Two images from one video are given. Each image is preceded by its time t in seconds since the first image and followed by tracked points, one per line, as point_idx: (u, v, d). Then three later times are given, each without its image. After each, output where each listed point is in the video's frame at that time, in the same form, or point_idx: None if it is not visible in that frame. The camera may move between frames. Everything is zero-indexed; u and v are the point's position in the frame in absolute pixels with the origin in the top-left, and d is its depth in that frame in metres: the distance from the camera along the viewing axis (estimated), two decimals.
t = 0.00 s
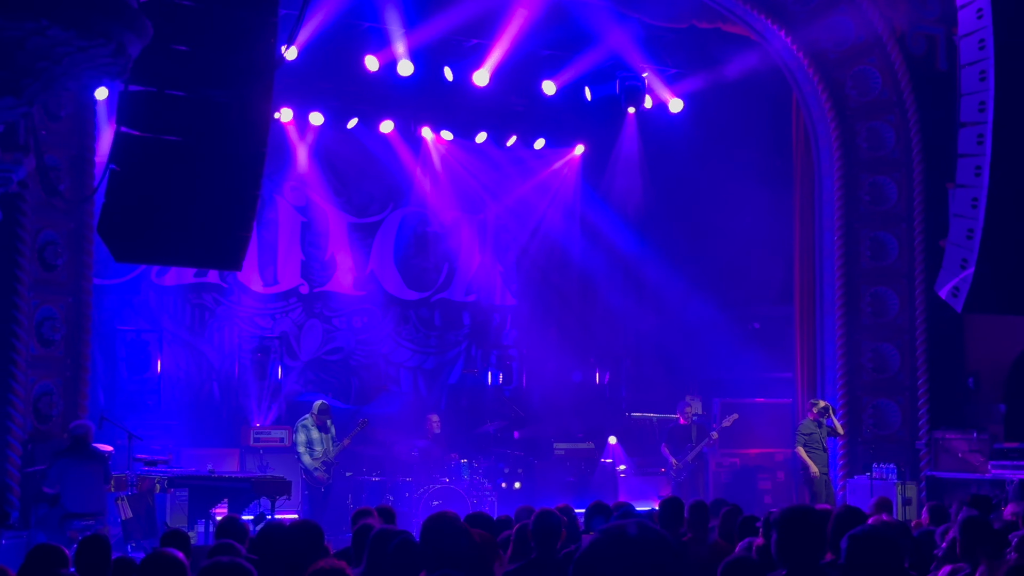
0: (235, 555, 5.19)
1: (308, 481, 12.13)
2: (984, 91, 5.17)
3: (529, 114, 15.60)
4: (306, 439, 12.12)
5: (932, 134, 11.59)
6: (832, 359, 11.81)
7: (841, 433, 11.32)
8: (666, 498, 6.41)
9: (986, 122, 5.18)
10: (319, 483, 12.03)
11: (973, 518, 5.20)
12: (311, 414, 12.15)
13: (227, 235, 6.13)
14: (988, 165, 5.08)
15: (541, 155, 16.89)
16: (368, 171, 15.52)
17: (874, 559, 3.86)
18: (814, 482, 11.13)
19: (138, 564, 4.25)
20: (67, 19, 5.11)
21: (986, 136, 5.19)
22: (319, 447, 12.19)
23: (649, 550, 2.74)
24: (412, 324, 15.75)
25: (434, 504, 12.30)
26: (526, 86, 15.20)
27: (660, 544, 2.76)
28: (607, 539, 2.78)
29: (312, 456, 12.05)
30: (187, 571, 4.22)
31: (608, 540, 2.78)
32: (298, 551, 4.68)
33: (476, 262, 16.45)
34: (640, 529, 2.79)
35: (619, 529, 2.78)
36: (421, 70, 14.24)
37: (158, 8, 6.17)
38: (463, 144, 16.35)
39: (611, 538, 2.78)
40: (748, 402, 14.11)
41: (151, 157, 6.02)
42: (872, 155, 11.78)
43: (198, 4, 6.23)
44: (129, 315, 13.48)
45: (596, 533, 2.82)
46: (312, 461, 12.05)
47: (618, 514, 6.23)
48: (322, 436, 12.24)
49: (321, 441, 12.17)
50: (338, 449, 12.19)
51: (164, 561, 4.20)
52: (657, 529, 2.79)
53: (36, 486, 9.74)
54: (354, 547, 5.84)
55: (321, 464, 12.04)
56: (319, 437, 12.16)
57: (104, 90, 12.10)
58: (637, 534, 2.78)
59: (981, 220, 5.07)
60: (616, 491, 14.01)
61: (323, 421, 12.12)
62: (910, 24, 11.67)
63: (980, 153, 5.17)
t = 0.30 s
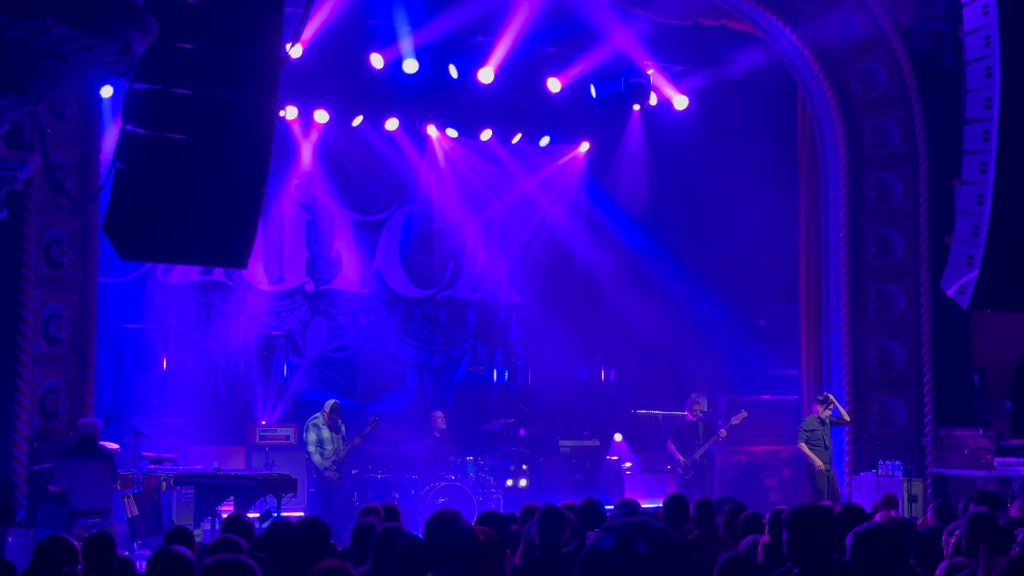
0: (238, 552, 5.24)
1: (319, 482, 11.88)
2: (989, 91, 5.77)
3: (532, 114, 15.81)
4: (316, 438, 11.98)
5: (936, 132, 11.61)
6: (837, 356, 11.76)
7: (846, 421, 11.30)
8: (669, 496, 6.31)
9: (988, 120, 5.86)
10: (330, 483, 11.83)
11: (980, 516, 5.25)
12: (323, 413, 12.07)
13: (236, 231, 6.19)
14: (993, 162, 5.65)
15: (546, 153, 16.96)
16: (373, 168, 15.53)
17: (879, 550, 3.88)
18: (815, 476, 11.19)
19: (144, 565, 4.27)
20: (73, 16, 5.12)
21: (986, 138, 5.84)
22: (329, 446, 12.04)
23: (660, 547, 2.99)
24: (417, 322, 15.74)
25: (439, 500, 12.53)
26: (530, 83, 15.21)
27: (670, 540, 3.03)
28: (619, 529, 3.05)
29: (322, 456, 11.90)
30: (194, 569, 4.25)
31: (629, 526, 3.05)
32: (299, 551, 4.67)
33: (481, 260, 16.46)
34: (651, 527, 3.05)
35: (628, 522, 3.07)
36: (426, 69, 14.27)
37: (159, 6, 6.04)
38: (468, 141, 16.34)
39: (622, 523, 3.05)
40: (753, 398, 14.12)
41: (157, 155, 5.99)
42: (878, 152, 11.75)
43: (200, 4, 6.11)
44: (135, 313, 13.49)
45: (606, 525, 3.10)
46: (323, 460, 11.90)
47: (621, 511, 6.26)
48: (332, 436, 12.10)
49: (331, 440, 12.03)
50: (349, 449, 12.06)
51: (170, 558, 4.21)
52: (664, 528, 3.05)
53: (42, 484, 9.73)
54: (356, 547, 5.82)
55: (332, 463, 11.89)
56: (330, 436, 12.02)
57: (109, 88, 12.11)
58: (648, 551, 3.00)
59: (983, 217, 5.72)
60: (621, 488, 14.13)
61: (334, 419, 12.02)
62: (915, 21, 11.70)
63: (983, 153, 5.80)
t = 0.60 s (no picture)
0: (241, 548, 5.25)
1: (331, 477, 12.03)
2: (993, 84, 5.95)
3: (538, 107, 15.59)
4: (328, 434, 12.06)
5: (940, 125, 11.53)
6: (841, 350, 11.76)
7: (848, 418, 11.31)
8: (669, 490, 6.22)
9: (992, 114, 6.02)
10: (340, 480, 11.97)
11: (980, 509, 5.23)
12: (335, 410, 12.08)
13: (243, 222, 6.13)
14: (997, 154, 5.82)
15: (550, 149, 16.94)
16: (377, 163, 15.51)
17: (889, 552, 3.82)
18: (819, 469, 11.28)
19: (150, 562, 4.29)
20: (75, 10, 5.12)
21: (989, 133, 6.05)
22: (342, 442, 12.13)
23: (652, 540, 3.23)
24: (422, 316, 15.76)
25: (444, 495, 12.43)
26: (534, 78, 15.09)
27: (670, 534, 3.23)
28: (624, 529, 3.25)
29: (334, 452, 11.99)
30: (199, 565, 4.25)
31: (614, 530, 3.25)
32: (298, 553, 4.65)
33: (485, 255, 16.48)
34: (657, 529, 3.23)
35: (627, 524, 3.26)
36: (429, 64, 14.33)
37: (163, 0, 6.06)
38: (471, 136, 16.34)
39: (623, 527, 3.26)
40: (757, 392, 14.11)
41: (160, 150, 5.99)
42: (882, 146, 11.75)
43: None
44: (138, 308, 13.51)
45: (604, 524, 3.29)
46: (335, 457, 12.01)
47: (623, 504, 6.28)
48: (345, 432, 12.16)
49: (343, 436, 12.08)
50: (361, 446, 12.15)
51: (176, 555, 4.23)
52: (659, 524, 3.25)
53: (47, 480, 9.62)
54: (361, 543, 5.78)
55: (343, 460, 11.99)
56: (342, 433, 12.09)
57: (112, 82, 12.12)
58: (650, 569, 3.18)
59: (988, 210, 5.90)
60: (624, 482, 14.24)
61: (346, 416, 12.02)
62: (917, 14, 11.60)
63: (986, 145, 6.00)
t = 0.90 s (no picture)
0: (245, 542, 5.24)
1: (337, 472, 12.02)
2: (994, 77, 5.71)
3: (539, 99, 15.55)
4: (336, 427, 12.04)
5: (943, 118, 11.51)
6: (843, 344, 11.80)
7: (856, 415, 11.29)
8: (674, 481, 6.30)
9: (994, 107, 5.73)
10: (347, 475, 11.97)
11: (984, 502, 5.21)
12: (343, 403, 12.09)
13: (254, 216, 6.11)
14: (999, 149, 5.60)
15: (552, 143, 16.91)
16: (379, 157, 15.49)
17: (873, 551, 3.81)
18: (824, 458, 11.54)
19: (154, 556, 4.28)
20: (78, 5, 5.13)
21: (992, 126, 5.71)
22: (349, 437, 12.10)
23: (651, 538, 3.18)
24: (424, 311, 15.76)
25: (446, 489, 12.44)
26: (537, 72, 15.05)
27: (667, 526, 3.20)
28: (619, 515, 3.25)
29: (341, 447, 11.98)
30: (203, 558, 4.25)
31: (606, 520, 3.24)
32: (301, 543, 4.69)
33: (487, 248, 16.46)
34: (653, 528, 3.18)
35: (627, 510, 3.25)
36: (431, 58, 14.41)
37: None
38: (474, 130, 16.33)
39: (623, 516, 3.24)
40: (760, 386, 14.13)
41: (162, 145, 5.94)
42: (884, 139, 11.74)
43: None
44: (140, 302, 13.50)
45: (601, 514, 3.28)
46: (342, 452, 11.98)
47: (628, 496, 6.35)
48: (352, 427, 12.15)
49: (350, 430, 12.08)
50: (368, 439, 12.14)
51: (180, 548, 4.22)
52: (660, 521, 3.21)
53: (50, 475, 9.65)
54: (367, 537, 5.82)
55: (349, 456, 11.97)
56: (350, 426, 12.09)
57: (114, 77, 12.12)
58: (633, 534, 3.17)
59: (990, 204, 5.61)
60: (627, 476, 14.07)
61: (354, 411, 12.01)
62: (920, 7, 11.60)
63: (989, 140, 5.71)
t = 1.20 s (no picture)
0: (244, 534, 5.20)
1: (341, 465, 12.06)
2: (995, 68, 5.37)
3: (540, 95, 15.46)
4: (337, 422, 11.99)
5: (944, 110, 11.47)
6: (843, 335, 11.84)
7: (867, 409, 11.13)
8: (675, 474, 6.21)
9: (995, 98, 5.37)
10: (350, 468, 11.96)
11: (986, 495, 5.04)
12: (345, 398, 12.06)
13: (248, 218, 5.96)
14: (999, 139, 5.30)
15: (552, 135, 16.88)
16: (379, 150, 15.48)
17: (881, 536, 3.73)
18: (829, 449, 11.26)
19: (156, 548, 4.29)
20: None
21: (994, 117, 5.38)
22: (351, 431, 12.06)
23: (650, 529, 3.23)
24: (424, 303, 15.78)
25: (446, 482, 12.43)
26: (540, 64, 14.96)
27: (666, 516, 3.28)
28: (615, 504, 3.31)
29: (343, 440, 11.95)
30: (204, 550, 4.28)
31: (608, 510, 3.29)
32: (308, 528, 4.67)
33: (487, 241, 16.44)
34: (658, 555, 3.20)
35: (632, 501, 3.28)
36: (432, 51, 14.42)
37: None
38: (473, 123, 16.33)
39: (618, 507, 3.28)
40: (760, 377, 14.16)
41: (162, 138, 5.79)
42: (884, 131, 11.74)
43: None
44: (140, 295, 13.52)
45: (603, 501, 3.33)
46: (344, 446, 11.97)
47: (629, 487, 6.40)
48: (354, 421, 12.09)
49: (352, 425, 12.01)
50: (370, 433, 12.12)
51: (183, 541, 4.25)
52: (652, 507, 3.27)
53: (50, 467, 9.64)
54: (366, 529, 5.79)
55: (352, 449, 11.96)
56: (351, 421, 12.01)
57: (113, 70, 12.09)
58: (642, 553, 3.22)
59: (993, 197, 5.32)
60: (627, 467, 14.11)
61: (355, 404, 12.00)
62: None
63: (989, 130, 5.41)
